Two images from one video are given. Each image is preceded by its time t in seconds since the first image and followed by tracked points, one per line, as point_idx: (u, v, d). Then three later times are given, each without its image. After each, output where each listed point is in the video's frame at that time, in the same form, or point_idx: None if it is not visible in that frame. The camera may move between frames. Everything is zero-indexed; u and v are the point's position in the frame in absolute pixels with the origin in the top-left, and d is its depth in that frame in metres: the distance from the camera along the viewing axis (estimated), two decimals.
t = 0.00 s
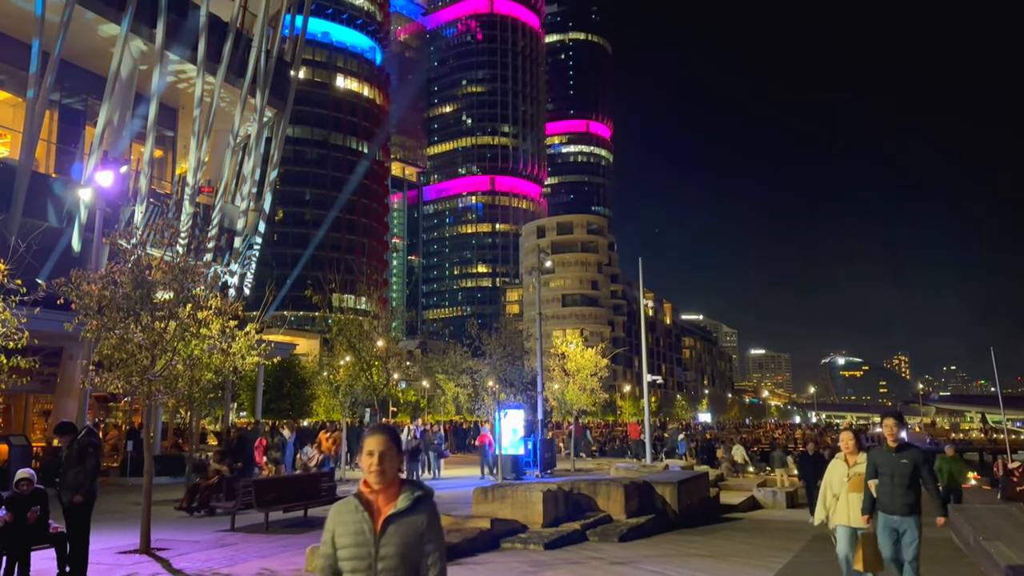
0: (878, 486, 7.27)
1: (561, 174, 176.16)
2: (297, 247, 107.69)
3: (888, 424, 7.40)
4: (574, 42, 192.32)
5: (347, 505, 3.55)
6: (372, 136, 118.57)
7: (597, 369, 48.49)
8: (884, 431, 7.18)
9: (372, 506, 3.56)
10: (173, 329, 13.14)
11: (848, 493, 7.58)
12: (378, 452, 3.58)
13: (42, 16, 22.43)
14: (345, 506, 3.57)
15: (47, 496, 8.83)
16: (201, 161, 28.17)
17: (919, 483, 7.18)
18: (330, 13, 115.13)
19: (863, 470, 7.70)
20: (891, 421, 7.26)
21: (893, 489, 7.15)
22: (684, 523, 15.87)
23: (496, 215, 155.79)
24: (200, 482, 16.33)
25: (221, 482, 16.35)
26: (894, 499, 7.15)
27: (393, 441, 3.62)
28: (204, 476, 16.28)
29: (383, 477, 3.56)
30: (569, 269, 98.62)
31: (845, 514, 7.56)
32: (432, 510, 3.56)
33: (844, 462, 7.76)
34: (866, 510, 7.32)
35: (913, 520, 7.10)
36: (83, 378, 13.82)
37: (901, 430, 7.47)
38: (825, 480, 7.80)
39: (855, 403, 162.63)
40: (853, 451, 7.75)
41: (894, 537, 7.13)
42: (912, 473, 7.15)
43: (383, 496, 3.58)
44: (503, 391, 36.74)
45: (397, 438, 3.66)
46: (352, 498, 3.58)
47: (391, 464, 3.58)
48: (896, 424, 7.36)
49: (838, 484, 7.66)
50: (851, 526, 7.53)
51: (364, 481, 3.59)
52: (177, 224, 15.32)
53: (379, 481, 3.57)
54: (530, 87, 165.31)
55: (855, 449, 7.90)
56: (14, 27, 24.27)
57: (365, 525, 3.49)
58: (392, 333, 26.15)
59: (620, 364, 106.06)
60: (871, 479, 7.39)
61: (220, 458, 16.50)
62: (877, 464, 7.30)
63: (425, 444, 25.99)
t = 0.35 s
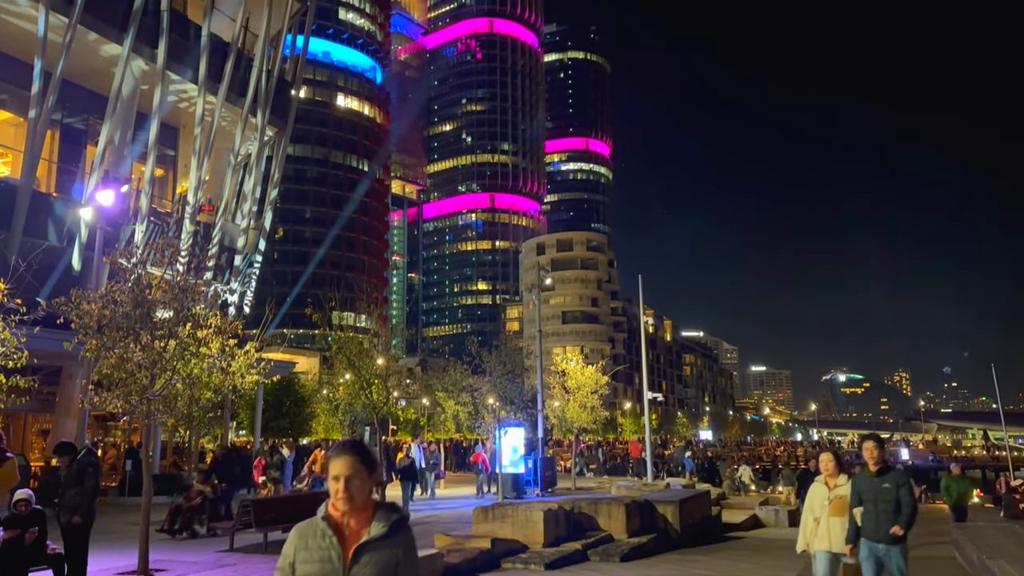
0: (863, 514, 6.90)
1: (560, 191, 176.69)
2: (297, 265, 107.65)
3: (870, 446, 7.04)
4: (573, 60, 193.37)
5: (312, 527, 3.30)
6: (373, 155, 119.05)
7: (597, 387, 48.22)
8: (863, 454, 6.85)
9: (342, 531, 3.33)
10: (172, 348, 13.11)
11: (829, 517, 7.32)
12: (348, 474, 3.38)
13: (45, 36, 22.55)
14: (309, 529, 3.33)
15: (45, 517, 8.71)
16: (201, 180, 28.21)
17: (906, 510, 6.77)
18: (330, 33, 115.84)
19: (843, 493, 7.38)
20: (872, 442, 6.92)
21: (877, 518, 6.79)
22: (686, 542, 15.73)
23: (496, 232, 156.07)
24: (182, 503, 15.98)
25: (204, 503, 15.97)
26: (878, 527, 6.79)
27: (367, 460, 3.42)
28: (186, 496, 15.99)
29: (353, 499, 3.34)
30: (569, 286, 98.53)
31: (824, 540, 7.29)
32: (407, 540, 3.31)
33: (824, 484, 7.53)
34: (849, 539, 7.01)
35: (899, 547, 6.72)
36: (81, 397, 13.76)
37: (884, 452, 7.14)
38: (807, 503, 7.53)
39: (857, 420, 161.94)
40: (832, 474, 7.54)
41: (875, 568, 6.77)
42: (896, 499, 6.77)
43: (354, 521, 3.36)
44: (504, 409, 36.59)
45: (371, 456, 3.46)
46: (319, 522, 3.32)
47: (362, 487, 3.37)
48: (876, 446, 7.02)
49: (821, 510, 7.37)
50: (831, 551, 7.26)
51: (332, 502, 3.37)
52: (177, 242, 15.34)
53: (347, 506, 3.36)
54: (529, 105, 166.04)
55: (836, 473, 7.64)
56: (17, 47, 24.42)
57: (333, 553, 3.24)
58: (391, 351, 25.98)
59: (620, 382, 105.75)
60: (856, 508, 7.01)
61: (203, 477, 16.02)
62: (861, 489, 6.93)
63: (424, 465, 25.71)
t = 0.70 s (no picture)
0: (843, 527, 6.63)
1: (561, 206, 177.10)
2: (298, 280, 107.62)
3: (851, 454, 6.74)
4: (573, 76, 194.05)
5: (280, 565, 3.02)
6: (374, 170, 119.46)
7: (598, 402, 48.08)
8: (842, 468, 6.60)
9: (311, 569, 3.05)
10: (174, 364, 13.06)
11: (810, 530, 7.18)
12: (325, 503, 3.12)
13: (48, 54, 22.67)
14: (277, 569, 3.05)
15: (45, 535, 8.51)
16: (203, 195, 28.23)
17: (887, 524, 6.49)
18: (332, 50, 116.41)
19: (826, 505, 7.19)
20: (851, 452, 6.62)
21: (860, 531, 6.49)
22: (689, 559, 15.62)
23: (497, 247, 156.36)
24: (167, 522, 15.95)
25: (188, 522, 15.96)
26: (859, 541, 6.48)
27: (346, 484, 3.21)
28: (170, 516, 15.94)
29: (329, 533, 3.06)
30: (570, 300, 98.50)
31: (807, 551, 7.13)
32: None
33: (807, 497, 7.39)
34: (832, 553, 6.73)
35: (880, 562, 6.41)
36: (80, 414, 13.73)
37: (868, 462, 6.82)
38: (787, 515, 7.42)
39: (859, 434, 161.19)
40: (816, 486, 7.37)
41: None
42: (877, 512, 6.47)
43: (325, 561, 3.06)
44: (505, 424, 36.49)
45: (352, 482, 3.24)
46: (287, 560, 3.04)
47: (334, 520, 3.10)
48: (858, 455, 6.69)
49: (801, 521, 7.27)
50: (814, 566, 7.08)
51: (300, 539, 3.09)
52: (179, 258, 15.41)
53: (317, 541, 3.07)
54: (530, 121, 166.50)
55: (820, 485, 7.44)
56: (20, 65, 24.57)
57: None
58: (393, 366, 25.91)
59: (622, 396, 105.42)
60: (838, 521, 6.74)
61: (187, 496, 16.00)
62: (841, 502, 6.67)
63: (424, 481, 25.40)
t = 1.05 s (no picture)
0: (831, 550, 6.38)
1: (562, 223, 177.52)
2: (300, 298, 107.70)
3: (842, 475, 6.50)
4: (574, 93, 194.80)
5: None
6: (376, 188, 119.94)
7: (600, 419, 47.97)
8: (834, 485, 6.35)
9: None
10: (176, 383, 13.00)
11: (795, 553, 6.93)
12: (269, 521, 2.54)
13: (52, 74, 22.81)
14: None
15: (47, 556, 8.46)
16: (206, 213, 28.24)
17: (876, 547, 6.24)
18: (334, 69, 117.14)
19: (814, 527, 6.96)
20: (842, 473, 6.36)
21: (849, 553, 6.22)
22: None
23: (499, 263, 156.81)
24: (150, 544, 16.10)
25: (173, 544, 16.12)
26: (846, 564, 6.23)
27: (299, 494, 2.60)
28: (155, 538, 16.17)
29: (271, 562, 2.49)
30: (571, 317, 98.50)
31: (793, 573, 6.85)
32: None
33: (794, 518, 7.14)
34: None
35: None
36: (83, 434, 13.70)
37: (861, 484, 6.58)
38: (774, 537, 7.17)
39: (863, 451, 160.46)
40: (804, 506, 7.12)
41: None
42: (867, 535, 6.22)
43: None
44: (507, 442, 36.46)
45: (318, 501, 2.63)
46: None
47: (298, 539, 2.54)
48: (850, 476, 6.45)
49: (787, 543, 7.03)
50: None
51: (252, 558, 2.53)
52: (181, 277, 15.57)
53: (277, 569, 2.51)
54: (531, 138, 167.08)
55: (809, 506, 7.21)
56: (24, 86, 24.75)
57: None
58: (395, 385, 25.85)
59: (624, 413, 105.18)
60: (825, 542, 6.50)
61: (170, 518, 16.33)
62: (830, 523, 6.44)
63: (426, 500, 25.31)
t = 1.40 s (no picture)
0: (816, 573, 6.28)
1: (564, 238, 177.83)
2: (302, 314, 107.64)
3: (824, 495, 6.47)
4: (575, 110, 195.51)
5: None
6: (378, 205, 120.28)
7: (603, 435, 47.71)
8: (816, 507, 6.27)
9: None
10: (177, 401, 12.98)
11: None
12: (184, 563, 2.42)
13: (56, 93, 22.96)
14: None
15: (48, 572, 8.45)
16: (208, 231, 28.29)
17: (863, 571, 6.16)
18: (337, 86, 117.65)
19: (798, 551, 6.85)
20: (823, 493, 6.32)
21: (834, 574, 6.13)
22: None
23: (501, 279, 156.80)
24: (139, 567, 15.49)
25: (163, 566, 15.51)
26: None
27: (222, 534, 2.49)
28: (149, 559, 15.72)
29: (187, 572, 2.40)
30: (574, 332, 98.33)
31: None
32: None
33: (778, 543, 7.02)
34: None
35: None
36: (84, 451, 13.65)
37: (843, 507, 6.52)
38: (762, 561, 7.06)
39: (868, 466, 159.42)
40: (788, 529, 7.06)
41: None
42: (853, 558, 6.15)
43: None
44: (510, 458, 36.30)
45: (238, 532, 2.53)
46: None
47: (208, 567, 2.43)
48: (832, 495, 6.38)
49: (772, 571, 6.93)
50: None
51: None
52: (184, 294, 15.65)
53: None
54: (532, 154, 167.56)
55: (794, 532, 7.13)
56: (29, 104, 24.94)
57: None
58: (397, 401, 25.76)
59: (627, 429, 104.79)
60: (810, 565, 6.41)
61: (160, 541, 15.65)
62: (814, 547, 6.35)
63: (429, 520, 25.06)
